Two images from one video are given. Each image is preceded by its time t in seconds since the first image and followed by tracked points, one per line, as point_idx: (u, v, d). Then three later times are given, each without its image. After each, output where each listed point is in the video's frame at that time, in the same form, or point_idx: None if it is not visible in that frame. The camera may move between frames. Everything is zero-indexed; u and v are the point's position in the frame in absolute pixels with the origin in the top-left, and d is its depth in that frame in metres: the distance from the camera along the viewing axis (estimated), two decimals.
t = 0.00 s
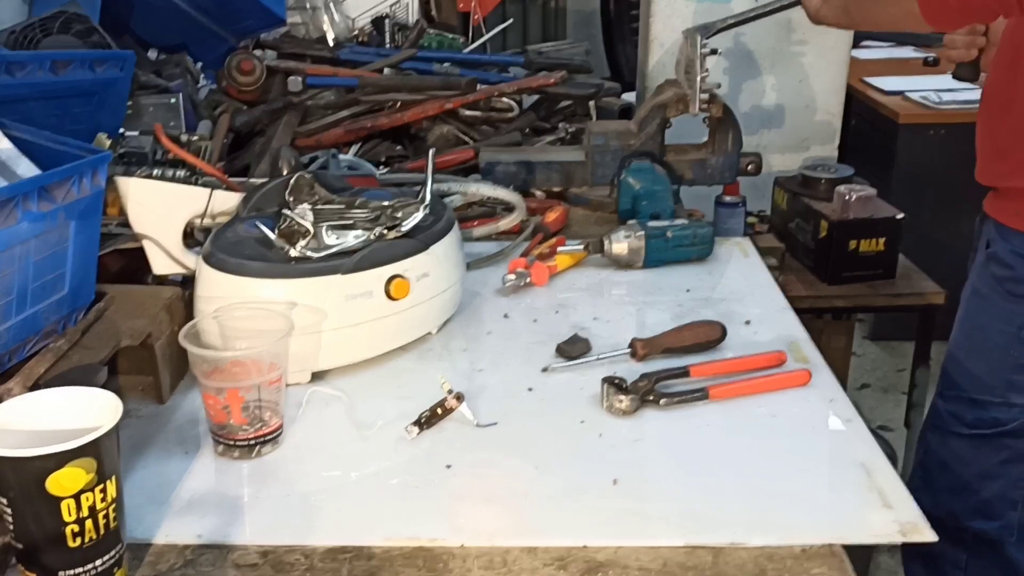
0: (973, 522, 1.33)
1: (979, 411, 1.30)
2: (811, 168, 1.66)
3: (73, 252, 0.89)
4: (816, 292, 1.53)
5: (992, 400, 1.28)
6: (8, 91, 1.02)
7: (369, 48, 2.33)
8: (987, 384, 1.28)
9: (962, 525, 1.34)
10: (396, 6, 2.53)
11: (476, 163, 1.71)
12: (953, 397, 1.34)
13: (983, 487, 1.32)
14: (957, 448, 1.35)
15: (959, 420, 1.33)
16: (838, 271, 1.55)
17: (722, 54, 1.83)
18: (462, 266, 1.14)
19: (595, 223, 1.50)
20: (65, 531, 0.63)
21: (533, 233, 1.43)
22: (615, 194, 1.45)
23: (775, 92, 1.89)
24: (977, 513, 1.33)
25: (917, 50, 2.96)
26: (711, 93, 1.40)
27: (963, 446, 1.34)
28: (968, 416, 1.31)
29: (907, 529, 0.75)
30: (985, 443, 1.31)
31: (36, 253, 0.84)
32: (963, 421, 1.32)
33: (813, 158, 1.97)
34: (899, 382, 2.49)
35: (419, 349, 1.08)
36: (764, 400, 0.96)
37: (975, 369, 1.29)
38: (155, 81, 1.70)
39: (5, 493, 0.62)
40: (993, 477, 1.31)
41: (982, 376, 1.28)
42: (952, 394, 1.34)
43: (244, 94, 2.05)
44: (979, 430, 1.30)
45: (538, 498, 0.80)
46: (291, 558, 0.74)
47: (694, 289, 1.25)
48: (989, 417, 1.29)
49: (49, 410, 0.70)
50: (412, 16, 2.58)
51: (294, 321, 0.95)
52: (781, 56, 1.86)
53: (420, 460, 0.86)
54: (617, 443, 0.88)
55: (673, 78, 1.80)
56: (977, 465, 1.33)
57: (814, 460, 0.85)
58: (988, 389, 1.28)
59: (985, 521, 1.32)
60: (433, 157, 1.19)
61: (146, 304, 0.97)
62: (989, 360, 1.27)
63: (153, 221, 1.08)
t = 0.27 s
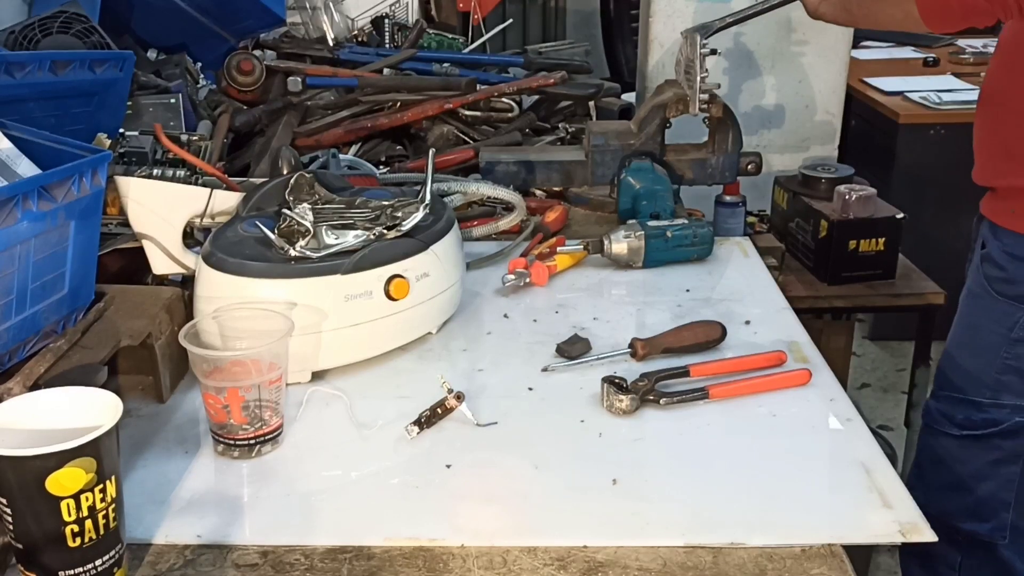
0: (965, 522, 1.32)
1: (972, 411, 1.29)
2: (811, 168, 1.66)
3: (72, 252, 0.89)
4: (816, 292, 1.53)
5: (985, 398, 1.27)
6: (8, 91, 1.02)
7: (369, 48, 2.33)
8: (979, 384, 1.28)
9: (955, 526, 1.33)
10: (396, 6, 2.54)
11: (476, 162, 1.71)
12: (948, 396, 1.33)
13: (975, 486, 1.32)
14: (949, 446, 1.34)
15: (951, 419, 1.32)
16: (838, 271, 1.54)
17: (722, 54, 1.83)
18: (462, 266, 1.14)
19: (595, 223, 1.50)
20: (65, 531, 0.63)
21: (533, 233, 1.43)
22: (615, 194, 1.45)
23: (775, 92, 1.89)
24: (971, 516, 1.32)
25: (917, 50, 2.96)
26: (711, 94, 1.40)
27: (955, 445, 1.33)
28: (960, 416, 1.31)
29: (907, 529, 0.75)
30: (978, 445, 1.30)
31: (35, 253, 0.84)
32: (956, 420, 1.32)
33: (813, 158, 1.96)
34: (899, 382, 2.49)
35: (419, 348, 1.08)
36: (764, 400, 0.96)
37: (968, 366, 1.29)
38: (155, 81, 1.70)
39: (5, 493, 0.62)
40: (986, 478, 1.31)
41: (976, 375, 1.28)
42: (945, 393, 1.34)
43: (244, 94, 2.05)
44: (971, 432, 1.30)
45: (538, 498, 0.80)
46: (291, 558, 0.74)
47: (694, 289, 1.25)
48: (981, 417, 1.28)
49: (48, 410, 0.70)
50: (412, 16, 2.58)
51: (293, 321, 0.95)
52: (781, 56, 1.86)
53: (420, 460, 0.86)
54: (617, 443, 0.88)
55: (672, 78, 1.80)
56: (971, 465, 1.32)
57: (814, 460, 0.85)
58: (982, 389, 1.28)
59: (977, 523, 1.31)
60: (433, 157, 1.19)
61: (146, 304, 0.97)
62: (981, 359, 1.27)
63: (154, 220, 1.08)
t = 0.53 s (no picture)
0: (979, 524, 1.32)
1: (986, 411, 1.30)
2: (811, 168, 1.66)
3: (72, 252, 0.89)
4: (816, 292, 1.53)
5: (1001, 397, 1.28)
6: (8, 91, 1.02)
7: (369, 48, 2.33)
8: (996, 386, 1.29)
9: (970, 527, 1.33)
10: (396, 6, 2.54)
11: (476, 162, 1.71)
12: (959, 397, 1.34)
13: (982, 485, 1.33)
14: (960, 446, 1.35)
15: (964, 419, 1.33)
16: (838, 271, 1.54)
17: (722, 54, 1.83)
18: (462, 266, 1.14)
19: (595, 223, 1.51)
20: (65, 531, 0.63)
21: (533, 233, 1.43)
22: (615, 194, 1.45)
23: (775, 92, 1.89)
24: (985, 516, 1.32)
25: (917, 50, 2.97)
26: (711, 94, 1.40)
27: (970, 446, 1.33)
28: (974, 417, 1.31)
29: (907, 529, 0.75)
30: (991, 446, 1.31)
31: (35, 253, 0.83)
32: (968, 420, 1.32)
33: (813, 158, 1.96)
34: (899, 382, 2.49)
35: (419, 348, 1.08)
36: (764, 400, 0.96)
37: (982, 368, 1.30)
38: (155, 81, 1.70)
39: (5, 493, 0.62)
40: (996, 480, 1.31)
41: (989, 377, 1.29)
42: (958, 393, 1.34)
43: (244, 94, 2.05)
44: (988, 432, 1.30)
45: (538, 498, 0.80)
46: (291, 558, 0.74)
47: (694, 289, 1.25)
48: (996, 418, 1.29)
49: (49, 410, 0.70)
50: (412, 16, 2.58)
51: (293, 321, 0.95)
52: (781, 56, 1.86)
53: (420, 460, 0.86)
54: (617, 443, 0.88)
55: (672, 78, 1.79)
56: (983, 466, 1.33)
57: (815, 460, 0.85)
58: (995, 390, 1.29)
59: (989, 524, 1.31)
60: (433, 157, 1.19)
61: (146, 304, 0.97)
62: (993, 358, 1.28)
63: (153, 220, 1.08)
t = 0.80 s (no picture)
0: (986, 522, 1.33)
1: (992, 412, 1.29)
2: (811, 168, 1.66)
3: (72, 252, 0.89)
4: (817, 292, 1.53)
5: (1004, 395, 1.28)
6: (8, 91, 1.02)
7: (369, 48, 2.33)
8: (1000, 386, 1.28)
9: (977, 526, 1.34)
10: (396, 6, 2.54)
11: (476, 162, 1.71)
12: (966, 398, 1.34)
13: (987, 485, 1.33)
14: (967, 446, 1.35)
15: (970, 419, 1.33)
16: (838, 271, 1.54)
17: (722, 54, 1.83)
18: (462, 265, 1.14)
19: (595, 223, 1.51)
20: (65, 531, 0.63)
21: (533, 233, 1.43)
22: (615, 194, 1.45)
23: (775, 92, 1.89)
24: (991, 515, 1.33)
25: (917, 50, 2.97)
26: (711, 94, 1.40)
27: (977, 445, 1.33)
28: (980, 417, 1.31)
29: (907, 529, 0.75)
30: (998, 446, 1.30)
31: (36, 253, 0.84)
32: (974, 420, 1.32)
33: (813, 158, 1.96)
34: (899, 382, 2.49)
35: (419, 348, 1.08)
36: (764, 400, 0.96)
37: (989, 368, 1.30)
38: (155, 81, 1.70)
39: (5, 493, 0.62)
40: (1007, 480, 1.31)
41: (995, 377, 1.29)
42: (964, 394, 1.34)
43: (244, 94, 2.05)
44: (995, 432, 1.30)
45: (538, 498, 0.80)
46: (291, 558, 0.74)
47: (694, 289, 1.25)
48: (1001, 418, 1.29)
49: (49, 410, 0.70)
50: (412, 16, 2.58)
51: (293, 321, 0.95)
52: (781, 56, 1.86)
53: (420, 460, 0.86)
54: (617, 443, 0.88)
55: (673, 78, 1.80)
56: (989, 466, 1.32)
57: (815, 460, 0.85)
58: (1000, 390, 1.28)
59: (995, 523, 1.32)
60: (433, 157, 1.19)
61: (146, 304, 0.97)
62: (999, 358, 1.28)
63: (153, 220, 1.08)
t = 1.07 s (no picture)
0: (975, 525, 1.33)
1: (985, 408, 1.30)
2: (811, 168, 1.66)
3: (73, 252, 0.89)
4: (817, 292, 1.53)
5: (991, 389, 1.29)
6: (8, 91, 1.02)
7: (369, 48, 2.33)
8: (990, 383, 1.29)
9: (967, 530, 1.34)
10: (396, 6, 2.54)
11: (476, 162, 1.71)
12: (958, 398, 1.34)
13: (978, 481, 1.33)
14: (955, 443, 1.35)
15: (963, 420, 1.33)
16: (838, 271, 1.54)
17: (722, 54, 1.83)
18: (462, 265, 1.14)
19: (595, 223, 1.51)
20: (65, 531, 0.63)
21: (534, 233, 1.43)
22: (615, 194, 1.45)
23: (775, 92, 1.89)
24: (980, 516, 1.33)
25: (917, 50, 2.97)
26: (711, 94, 1.40)
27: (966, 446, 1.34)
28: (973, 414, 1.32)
29: (907, 529, 0.75)
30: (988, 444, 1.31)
31: (36, 253, 0.84)
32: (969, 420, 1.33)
33: (813, 158, 1.96)
34: (899, 382, 2.49)
35: (419, 348, 1.08)
36: (764, 400, 0.96)
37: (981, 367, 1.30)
38: (155, 81, 1.70)
39: (5, 493, 0.62)
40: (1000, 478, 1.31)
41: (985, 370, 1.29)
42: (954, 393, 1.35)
43: (244, 94, 2.05)
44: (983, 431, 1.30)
45: (538, 498, 0.80)
46: (291, 558, 0.74)
47: (694, 289, 1.25)
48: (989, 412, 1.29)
49: (49, 410, 0.70)
50: (412, 16, 2.58)
51: (293, 321, 0.95)
52: (781, 56, 1.86)
53: (420, 460, 0.86)
54: (617, 443, 0.88)
55: (672, 78, 1.80)
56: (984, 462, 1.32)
57: (815, 460, 0.85)
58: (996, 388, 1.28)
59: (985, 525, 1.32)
60: (433, 157, 1.19)
61: (146, 304, 0.97)
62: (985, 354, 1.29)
63: (153, 220, 1.08)
